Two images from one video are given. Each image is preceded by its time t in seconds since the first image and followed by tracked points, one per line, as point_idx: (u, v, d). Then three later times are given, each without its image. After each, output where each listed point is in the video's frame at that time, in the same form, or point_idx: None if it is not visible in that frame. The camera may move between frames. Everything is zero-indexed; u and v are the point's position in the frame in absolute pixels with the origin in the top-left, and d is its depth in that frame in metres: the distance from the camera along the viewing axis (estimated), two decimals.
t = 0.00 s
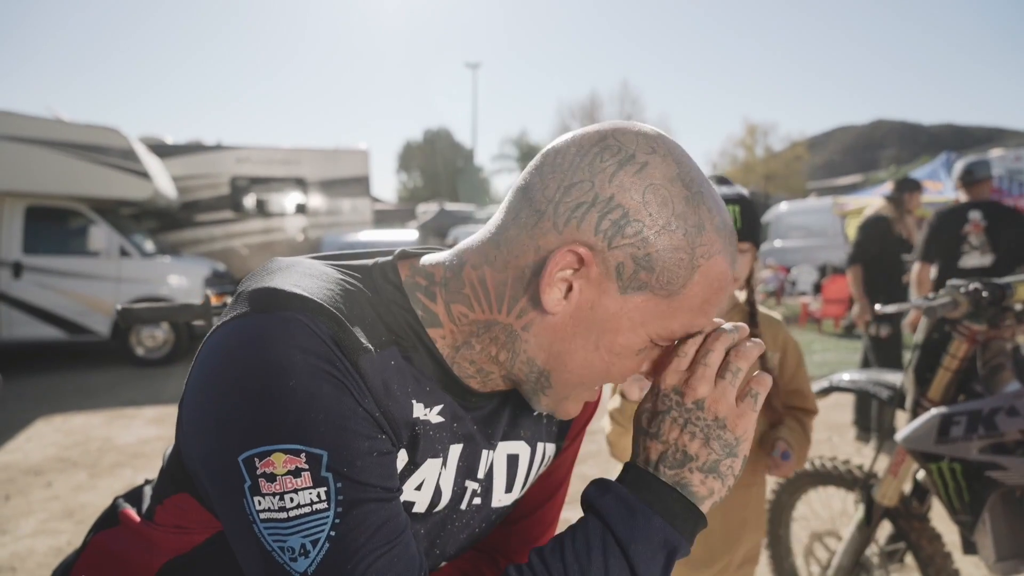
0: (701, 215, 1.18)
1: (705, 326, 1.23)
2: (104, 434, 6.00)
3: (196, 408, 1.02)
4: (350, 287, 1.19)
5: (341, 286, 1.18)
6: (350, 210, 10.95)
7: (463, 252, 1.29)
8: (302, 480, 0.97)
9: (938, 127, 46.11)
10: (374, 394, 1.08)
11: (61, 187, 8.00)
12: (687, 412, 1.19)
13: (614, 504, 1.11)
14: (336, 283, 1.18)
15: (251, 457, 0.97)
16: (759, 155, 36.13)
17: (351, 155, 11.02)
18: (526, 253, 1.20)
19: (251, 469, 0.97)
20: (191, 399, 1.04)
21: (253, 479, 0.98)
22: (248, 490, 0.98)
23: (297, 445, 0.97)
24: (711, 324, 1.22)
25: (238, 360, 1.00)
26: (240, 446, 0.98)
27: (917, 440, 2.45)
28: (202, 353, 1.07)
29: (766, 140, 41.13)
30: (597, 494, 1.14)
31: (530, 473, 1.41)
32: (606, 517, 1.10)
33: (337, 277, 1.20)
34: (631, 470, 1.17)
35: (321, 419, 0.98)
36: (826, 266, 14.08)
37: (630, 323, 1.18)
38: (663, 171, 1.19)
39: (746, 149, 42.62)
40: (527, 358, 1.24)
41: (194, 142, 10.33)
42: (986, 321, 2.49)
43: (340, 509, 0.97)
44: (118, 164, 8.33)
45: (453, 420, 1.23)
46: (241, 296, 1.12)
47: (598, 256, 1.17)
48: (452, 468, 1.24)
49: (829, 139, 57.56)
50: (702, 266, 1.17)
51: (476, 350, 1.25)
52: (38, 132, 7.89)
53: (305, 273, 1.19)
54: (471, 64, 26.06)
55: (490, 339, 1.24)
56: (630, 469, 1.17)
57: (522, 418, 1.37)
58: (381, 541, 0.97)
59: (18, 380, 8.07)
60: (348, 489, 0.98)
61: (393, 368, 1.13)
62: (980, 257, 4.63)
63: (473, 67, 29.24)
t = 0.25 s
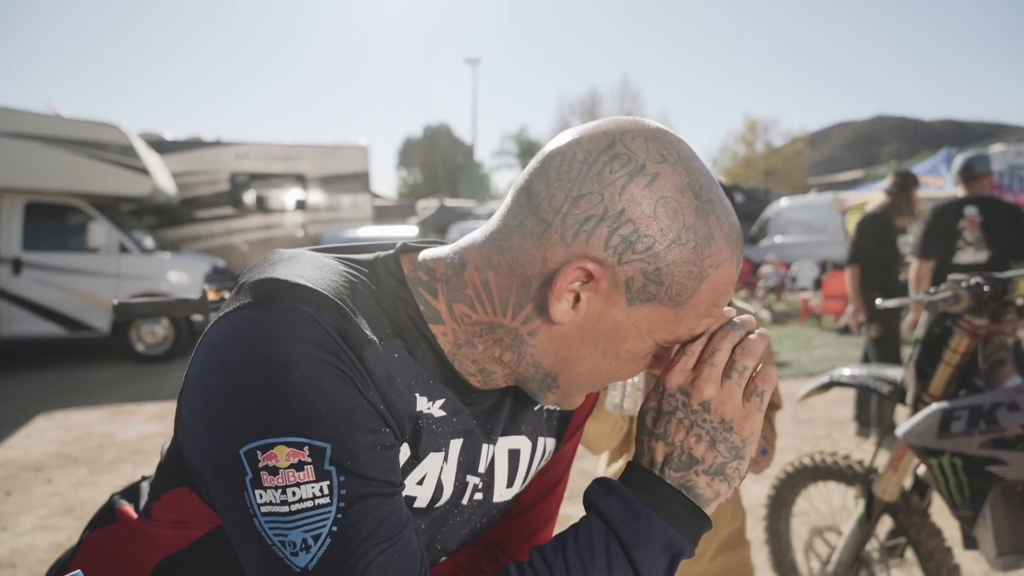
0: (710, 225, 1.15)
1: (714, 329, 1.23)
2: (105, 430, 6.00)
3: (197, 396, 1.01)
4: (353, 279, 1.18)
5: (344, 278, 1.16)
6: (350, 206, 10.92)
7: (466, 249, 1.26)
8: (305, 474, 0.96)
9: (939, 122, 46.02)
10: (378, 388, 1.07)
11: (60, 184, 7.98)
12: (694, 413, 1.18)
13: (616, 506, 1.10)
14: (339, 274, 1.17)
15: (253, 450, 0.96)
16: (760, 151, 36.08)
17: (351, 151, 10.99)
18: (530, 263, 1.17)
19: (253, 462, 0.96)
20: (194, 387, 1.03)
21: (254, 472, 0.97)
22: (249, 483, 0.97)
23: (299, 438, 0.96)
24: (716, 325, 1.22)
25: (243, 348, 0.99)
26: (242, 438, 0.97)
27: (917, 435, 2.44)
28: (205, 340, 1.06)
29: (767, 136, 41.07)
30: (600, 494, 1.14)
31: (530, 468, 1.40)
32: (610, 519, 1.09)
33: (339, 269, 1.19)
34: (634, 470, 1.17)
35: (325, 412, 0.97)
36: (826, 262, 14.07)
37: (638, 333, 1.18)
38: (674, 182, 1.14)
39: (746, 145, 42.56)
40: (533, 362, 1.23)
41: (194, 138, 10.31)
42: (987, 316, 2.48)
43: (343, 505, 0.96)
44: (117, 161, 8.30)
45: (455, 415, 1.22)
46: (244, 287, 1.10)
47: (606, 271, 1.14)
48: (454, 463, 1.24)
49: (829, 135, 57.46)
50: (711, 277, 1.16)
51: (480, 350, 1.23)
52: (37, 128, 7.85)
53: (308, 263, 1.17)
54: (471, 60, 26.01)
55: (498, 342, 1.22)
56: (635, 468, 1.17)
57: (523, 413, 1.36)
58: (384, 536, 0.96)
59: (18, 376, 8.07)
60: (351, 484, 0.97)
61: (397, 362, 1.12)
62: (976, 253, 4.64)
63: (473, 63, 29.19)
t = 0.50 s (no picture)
0: (710, 221, 1.14)
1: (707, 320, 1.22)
2: (104, 426, 5.98)
3: (189, 384, 0.99)
4: (350, 268, 1.16)
5: (341, 266, 1.14)
6: (349, 202, 10.94)
7: (461, 240, 1.23)
8: (297, 464, 0.94)
9: (940, 118, 45.92)
10: (372, 379, 1.06)
11: (59, 180, 7.95)
12: (687, 405, 1.18)
13: (613, 497, 1.10)
14: (335, 263, 1.15)
15: (245, 438, 0.94)
16: (761, 147, 36.01)
17: (350, 147, 10.96)
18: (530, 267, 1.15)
19: (244, 452, 0.95)
20: (186, 374, 1.01)
21: (245, 461, 0.95)
22: (240, 473, 0.95)
23: (293, 429, 0.94)
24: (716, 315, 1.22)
25: (237, 335, 0.97)
26: (233, 428, 0.95)
27: (918, 429, 2.42)
28: (199, 327, 1.04)
29: (767, 132, 41.00)
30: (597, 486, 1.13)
31: (528, 461, 1.39)
32: (607, 512, 1.08)
33: (335, 258, 1.17)
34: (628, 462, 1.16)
35: (319, 403, 0.96)
36: (826, 258, 14.05)
37: (641, 329, 1.18)
38: (673, 184, 1.13)
39: (747, 141, 42.48)
40: (534, 357, 1.23)
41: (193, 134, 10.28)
42: (988, 309, 2.47)
43: (335, 496, 0.95)
44: (116, 156, 8.27)
45: (452, 407, 1.20)
46: (237, 275, 1.09)
47: (611, 276, 1.13)
48: (451, 455, 1.22)
49: (830, 131, 57.36)
50: (711, 272, 1.16)
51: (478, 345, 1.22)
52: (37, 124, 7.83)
53: (303, 252, 1.15)
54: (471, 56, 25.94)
55: (500, 340, 1.21)
56: (631, 461, 1.17)
57: (521, 406, 1.35)
58: (378, 529, 0.94)
59: (17, 373, 8.05)
60: (345, 476, 0.95)
61: (393, 353, 1.11)
62: (975, 247, 4.63)
63: (473, 60, 29.15)
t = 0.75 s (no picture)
0: (667, 143, 1.13)
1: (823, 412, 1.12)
2: (99, 424, 5.95)
3: (181, 367, 0.96)
4: (349, 253, 1.13)
5: (339, 251, 1.12)
6: (346, 200, 10.82)
7: (442, 220, 1.21)
8: (290, 452, 0.92)
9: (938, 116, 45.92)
10: (369, 365, 1.03)
11: (53, 177, 7.90)
12: (769, 484, 1.08)
13: (654, 543, 1.03)
14: (334, 248, 1.12)
15: (237, 424, 0.92)
16: (759, 144, 36.01)
17: (347, 144, 10.90)
18: (490, 224, 1.15)
19: (235, 438, 0.92)
20: (179, 355, 0.98)
21: (236, 448, 0.92)
22: (231, 460, 0.92)
23: (287, 415, 0.92)
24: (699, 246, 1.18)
25: (233, 315, 0.95)
26: (225, 413, 0.92)
27: (915, 425, 2.40)
28: (192, 308, 1.02)
29: (765, 130, 41.01)
30: (638, 528, 1.06)
31: (523, 457, 1.37)
32: (643, 557, 1.01)
33: (332, 242, 1.14)
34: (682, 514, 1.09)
35: (315, 388, 0.93)
36: (824, 255, 14.04)
37: (624, 275, 1.13)
38: (613, 111, 1.12)
39: (744, 138, 42.46)
40: (526, 327, 1.19)
41: (189, 131, 10.23)
42: (985, 304, 2.46)
43: (330, 485, 0.92)
44: (111, 153, 8.22)
45: (447, 398, 1.18)
46: (234, 259, 1.06)
47: (577, 215, 1.11)
48: (446, 449, 1.20)
49: (828, 128, 57.35)
50: (679, 196, 1.12)
51: (470, 326, 1.20)
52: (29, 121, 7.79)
53: (300, 236, 1.13)
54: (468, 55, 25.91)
55: (482, 312, 1.19)
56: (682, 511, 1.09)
57: (516, 402, 1.33)
58: (374, 520, 0.92)
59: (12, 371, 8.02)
60: (339, 464, 0.93)
61: (390, 339, 1.08)
62: (972, 242, 4.63)
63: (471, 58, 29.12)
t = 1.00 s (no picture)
0: (617, 97, 1.16)
1: (852, 441, 1.06)
2: (97, 434, 5.93)
3: (169, 385, 0.94)
4: (335, 263, 1.12)
5: (325, 261, 1.10)
6: (347, 210, 10.82)
7: (420, 218, 1.27)
8: (276, 470, 0.91)
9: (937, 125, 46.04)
10: (357, 378, 1.01)
11: (52, 187, 7.90)
12: (778, 521, 1.07)
13: (650, 564, 1.00)
14: (320, 257, 1.11)
15: (220, 442, 0.90)
16: (759, 154, 36.10)
17: (348, 154, 10.91)
18: (460, 198, 1.20)
19: (219, 456, 0.91)
20: (166, 372, 0.96)
21: (220, 467, 0.91)
22: (214, 478, 0.91)
23: (272, 432, 0.91)
24: (672, 203, 1.15)
25: (222, 328, 0.94)
26: (209, 430, 0.91)
27: (915, 436, 2.37)
28: (179, 321, 1.00)
29: (765, 139, 41.13)
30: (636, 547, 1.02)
31: (517, 472, 1.35)
32: None
33: (319, 252, 1.13)
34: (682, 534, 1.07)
35: (301, 402, 0.92)
36: (824, 264, 14.03)
37: (589, 228, 1.12)
38: (561, 72, 1.19)
39: (744, 148, 42.57)
40: (503, 306, 1.18)
41: (190, 141, 10.25)
42: (985, 314, 2.44)
43: (317, 503, 0.91)
44: (110, 163, 8.20)
45: (435, 411, 1.16)
46: (218, 270, 1.05)
47: (531, 168, 1.14)
48: (436, 463, 1.18)
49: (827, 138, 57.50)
50: (636, 142, 1.13)
51: (452, 325, 1.20)
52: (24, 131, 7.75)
53: (286, 247, 1.12)
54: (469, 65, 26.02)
55: (460, 304, 1.20)
56: (685, 535, 1.07)
57: (509, 415, 1.32)
58: (362, 541, 0.90)
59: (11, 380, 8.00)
60: (326, 482, 0.92)
61: (377, 350, 1.07)
62: (972, 251, 4.60)
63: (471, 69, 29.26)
